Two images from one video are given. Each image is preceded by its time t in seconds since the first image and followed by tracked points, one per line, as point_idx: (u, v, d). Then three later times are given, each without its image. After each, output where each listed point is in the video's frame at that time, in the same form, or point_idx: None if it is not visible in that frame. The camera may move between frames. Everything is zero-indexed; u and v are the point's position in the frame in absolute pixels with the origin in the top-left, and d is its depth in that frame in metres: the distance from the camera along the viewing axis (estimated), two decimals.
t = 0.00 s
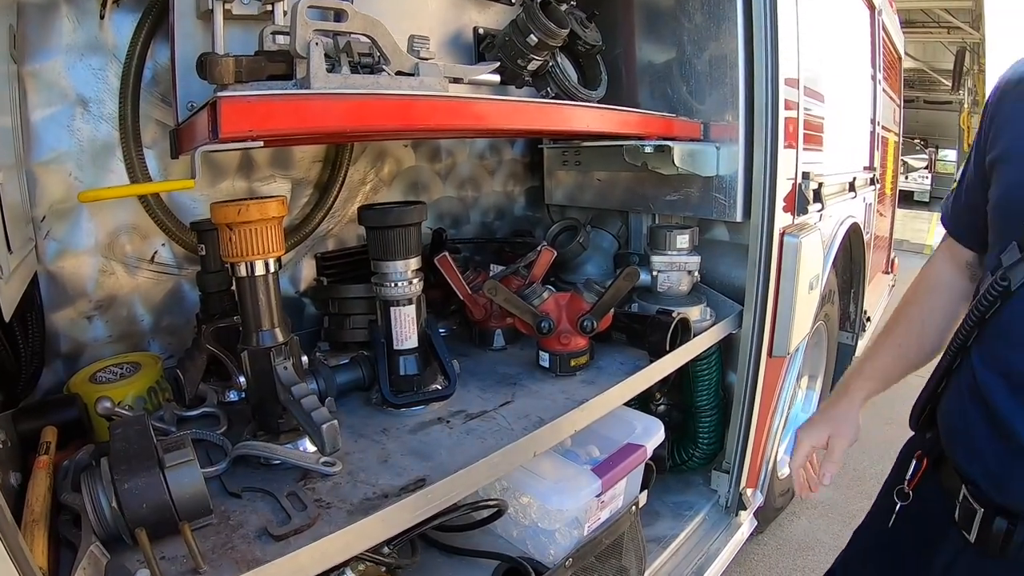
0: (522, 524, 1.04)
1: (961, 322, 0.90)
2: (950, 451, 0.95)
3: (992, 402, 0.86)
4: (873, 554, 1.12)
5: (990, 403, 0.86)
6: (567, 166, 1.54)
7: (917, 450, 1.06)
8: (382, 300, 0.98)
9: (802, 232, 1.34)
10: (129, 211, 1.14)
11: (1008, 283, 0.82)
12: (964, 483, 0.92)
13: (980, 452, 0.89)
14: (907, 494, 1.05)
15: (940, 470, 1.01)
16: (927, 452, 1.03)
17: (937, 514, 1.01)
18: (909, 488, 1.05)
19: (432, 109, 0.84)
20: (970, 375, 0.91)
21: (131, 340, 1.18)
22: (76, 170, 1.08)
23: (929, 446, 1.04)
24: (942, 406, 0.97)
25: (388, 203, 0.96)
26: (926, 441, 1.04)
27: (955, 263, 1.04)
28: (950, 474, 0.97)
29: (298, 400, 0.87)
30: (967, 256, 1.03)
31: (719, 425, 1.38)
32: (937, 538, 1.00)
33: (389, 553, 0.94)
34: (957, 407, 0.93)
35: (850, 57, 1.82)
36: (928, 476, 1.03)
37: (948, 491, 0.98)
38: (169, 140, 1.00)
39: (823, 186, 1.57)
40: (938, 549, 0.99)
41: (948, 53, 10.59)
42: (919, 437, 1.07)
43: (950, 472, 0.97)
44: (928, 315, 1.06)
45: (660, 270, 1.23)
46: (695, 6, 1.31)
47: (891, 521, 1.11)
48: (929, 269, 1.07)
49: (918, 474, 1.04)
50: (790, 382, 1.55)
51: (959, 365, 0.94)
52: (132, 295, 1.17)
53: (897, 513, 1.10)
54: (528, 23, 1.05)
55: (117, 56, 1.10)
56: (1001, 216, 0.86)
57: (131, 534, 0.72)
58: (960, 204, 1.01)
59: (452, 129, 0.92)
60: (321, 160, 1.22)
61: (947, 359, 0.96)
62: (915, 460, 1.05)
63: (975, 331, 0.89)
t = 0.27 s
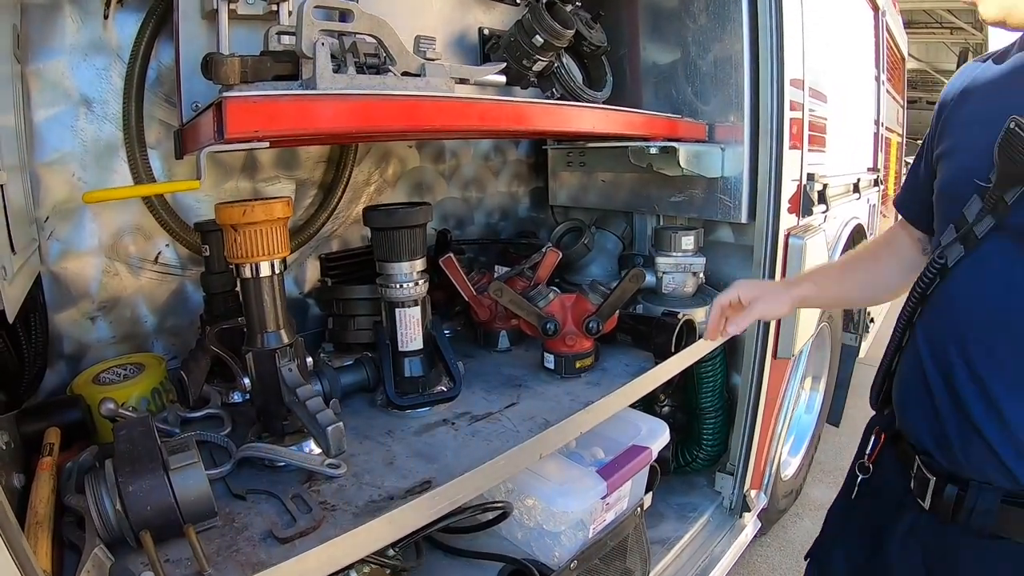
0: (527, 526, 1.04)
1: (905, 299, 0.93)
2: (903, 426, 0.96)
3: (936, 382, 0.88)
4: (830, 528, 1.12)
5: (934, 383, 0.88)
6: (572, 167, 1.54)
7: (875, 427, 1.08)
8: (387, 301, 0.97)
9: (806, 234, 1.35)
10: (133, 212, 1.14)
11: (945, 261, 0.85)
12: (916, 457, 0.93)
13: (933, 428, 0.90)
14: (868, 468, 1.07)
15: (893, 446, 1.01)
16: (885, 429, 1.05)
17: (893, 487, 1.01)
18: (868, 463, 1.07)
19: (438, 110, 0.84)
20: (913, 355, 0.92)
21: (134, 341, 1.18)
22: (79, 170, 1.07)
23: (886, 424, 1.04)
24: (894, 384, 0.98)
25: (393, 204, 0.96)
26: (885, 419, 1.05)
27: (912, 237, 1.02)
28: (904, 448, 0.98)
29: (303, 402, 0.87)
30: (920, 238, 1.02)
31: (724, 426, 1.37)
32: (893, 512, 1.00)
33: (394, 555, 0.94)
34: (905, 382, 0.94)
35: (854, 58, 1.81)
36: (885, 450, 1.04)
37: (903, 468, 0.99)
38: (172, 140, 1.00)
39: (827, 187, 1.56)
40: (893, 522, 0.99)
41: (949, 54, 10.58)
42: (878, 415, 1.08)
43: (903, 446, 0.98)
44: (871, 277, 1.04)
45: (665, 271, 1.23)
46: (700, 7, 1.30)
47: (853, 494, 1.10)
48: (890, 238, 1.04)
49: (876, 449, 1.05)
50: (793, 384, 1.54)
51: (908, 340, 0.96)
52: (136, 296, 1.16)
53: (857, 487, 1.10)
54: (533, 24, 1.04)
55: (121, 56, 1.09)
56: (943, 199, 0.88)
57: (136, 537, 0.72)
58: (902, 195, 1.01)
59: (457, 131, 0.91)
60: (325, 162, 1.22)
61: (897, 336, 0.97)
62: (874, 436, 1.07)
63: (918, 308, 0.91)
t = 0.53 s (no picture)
0: (530, 525, 1.03)
1: (880, 287, 1.10)
2: (881, 405, 1.11)
3: (907, 357, 1.05)
4: (830, 513, 1.27)
5: (905, 358, 1.05)
6: (576, 165, 1.53)
7: (857, 410, 1.24)
8: (390, 298, 0.97)
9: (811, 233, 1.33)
10: (136, 208, 1.13)
11: (911, 250, 1.01)
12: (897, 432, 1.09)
13: (905, 397, 1.06)
14: (851, 451, 1.23)
15: (874, 427, 1.17)
16: (865, 412, 1.21)
17: (875, 464, 1.17)
18: (849, 445, 1.23)
19: (441, 105, 0.83)
20: (887, 336, 1.08)
21: (137, 338, 1.17)
22: (82, 166, 1.07)
23: (864, 406, 1.21)
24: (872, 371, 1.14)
25: (396, 200, 0.95)
26: (864, 403, 1.21)
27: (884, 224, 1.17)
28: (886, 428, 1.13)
29: (306, 398, 0.86)
30: (893, 227, 1.17)
31: (728, 426, 1.37)
32: (877, 489, 1.16)
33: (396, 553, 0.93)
34: (882, 364, 1.10)
35: (859, 58, 1.80)
36: (866, 431, 1.20)
37: (882, 445, 1.14)
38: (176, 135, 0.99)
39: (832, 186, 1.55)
40: (878, 497, 1.15)
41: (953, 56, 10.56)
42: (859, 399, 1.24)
43: (884, 427, 1.14)
44: (846, 251, 1.18)
45: (669, 269, 1.22)
46: (704, 5, 1.30)
47: (841, 475, 1.27)
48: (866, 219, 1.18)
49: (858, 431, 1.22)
50: (798, 384, 1.54)
51: (881, 328, 1.12)
52: (138, 292, 1.16)
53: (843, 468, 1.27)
54: (537, 20, 1.03)
55: (124, 52, 1.09)
56: (910, 191, 1.05)
57: (136, 533, 0.71)
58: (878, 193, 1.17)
59: (460, 125, 0.91)
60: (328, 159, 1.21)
61: (873, 324, 1.14)
62: (855, 420, 1.23)
63: (890, 295, 1.08)
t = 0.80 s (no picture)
0: (533, 520, 1.02)
1: (868, 278, 1.09)
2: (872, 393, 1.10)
3: (894, 346, 1.04)
4: (826, 499, 1.26)
5: (892, 346, 1.04)
6: (580, 162, 1.53)
7: (851, 399, 1.23)
8: (393, 291, 0.96)
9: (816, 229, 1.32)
10: (140, 203, 1.13)
11: (894, 241, 1.02)
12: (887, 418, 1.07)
13: (894, 386, 1.05)
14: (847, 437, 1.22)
15: (866, 415, 1.16)
16: (859, 400, 1.19)
17: (867, 450, 1.15)
18: (846, 432, 1.23)
19: (445, 96, 0.83)
20: (874, 326, 1.08)
21: (140, 332, 1.17)
22: (87, 160, 1.07)
23: (857, 394, 1.20)
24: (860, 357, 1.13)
25: (400, 193, 0.95)
26: (856, 391, 1.21)
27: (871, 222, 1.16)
28: (876, 413, 1.12)
29: (308, 391, 0.86)
30: (878, 221, 1.16)
31: (733, 423, 1.36)
32: (870, 473, 1.14)
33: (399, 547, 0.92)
34: (869, 354, 1.09)
35: (864, 57, 1.79)
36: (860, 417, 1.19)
37: (875, 431, 1.13)
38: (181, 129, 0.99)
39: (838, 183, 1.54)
40: (870, 482, 1.14)
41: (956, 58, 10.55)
42: (853, 389, 1.22)
43: (874, 412, 1.13)
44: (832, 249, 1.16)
45: (674, 265, 1.21)
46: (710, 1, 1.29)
47: (835, 462, 1.25)
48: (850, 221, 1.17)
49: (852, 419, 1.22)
50: (803, 382, 1.53)
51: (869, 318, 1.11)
52: (142, 287, 1.16)
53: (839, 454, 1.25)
54: (541, 15, 1.03)
55: (129, 47, 1.09)
56: (893, 186, 1.05)
57: (137, 523, 0.71)
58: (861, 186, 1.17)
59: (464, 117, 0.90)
60: (333, 154, 1.21)
61: (860, 316, 1.13)
62: (850, 408, 1.23)
63: (878, 285, 1.08)
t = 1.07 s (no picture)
0: (536, 517, 1.02)
1: (874, 275, 1.09)
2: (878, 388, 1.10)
3: (900, 342, 1.03)
4: (833, 490, 1.25)
5: (897, 342, 1.04)
6: (586, 161, 1.53)
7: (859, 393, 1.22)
8: (398, 287, 0.96)
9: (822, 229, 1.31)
10: (146, 197, 1.14)
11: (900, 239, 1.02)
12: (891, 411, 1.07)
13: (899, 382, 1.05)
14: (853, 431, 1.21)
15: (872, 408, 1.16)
16: (865, 394, 1.19)
17: (873, 443, 1.15)
18: (853, 425, 1.22)
19: (451, 93, 0.83)
20: (879, 322, 1.08)
21: (145, 326, 1.18)
22: (94, 155, 1.08)
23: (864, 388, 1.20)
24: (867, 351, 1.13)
25: (406, 189, 0.95)
26: (862, 385, 1.20)
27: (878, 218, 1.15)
28: (882, 406, 1.12)
29: (312, 384, 0.86)
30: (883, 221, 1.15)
31: (736, 422, 1.36)
32: (874, 466, 1.14)
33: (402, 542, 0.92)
34: (876, 349, 1.09)
35: (869, 58, 1.79)
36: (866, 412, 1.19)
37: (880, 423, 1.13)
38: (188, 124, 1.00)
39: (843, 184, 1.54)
40: (875, 474, 1.13)
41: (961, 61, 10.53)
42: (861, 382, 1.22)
43: (880, 405, 1.12)
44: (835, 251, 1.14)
45: (678, 264, 1.21)
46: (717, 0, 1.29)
47: (842, 455, 1.25)
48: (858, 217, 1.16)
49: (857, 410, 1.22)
50: (807, 383, 1.52)
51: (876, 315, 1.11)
52: (147, 281, 1.16)
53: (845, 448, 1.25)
54: (548, 12, 1.03)
55: (136, 43, 1.09)
56: (898, 185, 1.06)
57: (140, 515, 0.72)
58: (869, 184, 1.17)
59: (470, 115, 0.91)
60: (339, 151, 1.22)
61: (868, 312, 1.13)
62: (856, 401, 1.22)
63: (884, 281, 1.08)
